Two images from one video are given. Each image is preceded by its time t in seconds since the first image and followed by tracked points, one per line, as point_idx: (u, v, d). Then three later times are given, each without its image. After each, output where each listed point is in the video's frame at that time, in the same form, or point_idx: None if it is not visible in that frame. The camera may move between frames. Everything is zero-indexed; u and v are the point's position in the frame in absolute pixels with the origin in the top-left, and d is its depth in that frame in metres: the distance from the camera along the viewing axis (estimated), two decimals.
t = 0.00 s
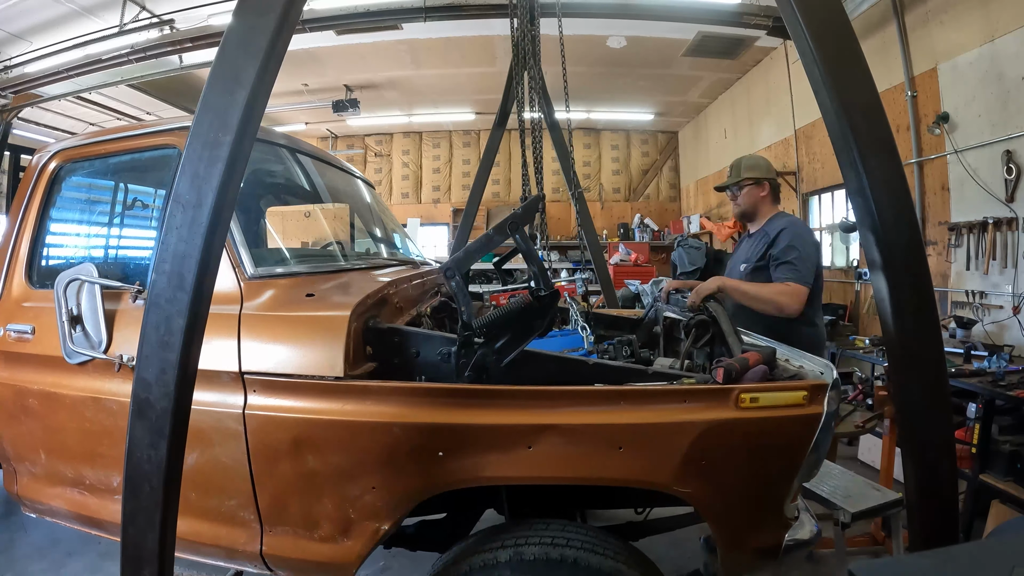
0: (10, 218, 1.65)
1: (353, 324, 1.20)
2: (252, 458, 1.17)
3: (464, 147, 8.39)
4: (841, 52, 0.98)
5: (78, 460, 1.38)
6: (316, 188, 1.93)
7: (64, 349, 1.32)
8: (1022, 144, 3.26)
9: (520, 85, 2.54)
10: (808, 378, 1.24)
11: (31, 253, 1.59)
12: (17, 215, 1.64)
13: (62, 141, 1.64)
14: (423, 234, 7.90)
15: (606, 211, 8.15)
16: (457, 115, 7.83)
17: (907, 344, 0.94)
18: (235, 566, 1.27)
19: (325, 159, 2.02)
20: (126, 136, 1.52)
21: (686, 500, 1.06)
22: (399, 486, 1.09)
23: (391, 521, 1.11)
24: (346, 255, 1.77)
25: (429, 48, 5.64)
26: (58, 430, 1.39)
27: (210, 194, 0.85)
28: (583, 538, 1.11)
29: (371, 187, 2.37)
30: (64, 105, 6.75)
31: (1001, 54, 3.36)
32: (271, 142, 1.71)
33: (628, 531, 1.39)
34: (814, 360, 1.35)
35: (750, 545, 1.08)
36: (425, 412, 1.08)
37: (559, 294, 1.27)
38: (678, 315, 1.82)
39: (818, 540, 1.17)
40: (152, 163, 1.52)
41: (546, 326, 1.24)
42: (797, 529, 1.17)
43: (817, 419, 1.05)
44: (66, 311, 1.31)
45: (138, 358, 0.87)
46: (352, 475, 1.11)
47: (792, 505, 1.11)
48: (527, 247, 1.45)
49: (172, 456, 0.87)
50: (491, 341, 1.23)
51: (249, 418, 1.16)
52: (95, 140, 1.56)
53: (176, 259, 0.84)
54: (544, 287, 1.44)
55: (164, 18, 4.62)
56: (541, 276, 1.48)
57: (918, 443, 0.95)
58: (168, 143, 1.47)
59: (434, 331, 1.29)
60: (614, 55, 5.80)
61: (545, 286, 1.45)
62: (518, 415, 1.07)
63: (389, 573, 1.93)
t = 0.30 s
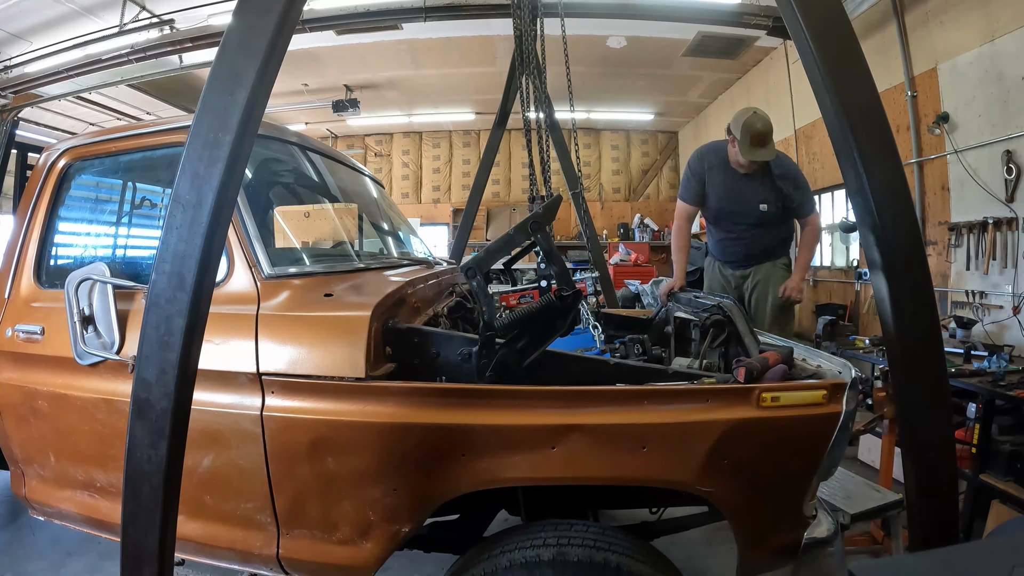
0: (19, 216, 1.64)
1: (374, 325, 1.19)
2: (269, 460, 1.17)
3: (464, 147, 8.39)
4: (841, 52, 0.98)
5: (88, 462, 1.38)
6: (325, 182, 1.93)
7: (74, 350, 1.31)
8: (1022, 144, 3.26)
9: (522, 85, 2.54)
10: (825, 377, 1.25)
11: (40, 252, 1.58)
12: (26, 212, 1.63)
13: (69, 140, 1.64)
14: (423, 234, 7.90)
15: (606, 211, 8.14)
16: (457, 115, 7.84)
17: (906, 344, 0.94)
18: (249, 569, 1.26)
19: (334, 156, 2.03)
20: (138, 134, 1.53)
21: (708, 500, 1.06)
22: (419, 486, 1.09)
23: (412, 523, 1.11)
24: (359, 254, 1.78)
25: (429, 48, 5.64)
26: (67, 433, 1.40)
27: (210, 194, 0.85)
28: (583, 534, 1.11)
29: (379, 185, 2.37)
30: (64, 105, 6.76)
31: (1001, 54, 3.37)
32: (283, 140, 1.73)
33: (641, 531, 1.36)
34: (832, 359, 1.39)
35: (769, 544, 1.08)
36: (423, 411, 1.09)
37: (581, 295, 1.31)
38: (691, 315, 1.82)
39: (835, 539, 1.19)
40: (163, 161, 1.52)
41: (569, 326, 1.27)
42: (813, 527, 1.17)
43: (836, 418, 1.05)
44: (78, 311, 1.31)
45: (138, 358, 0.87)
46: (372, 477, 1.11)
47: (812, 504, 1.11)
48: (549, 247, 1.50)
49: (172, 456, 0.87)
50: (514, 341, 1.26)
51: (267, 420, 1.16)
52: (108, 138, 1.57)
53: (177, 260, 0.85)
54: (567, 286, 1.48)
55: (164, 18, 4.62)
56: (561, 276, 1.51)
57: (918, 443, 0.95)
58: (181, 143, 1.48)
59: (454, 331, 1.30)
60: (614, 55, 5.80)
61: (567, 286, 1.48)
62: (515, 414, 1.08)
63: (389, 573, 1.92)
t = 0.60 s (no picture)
0: (18, 215, 1.64)
1: (373, 324, 1.19)
2: (269, 460, 1.17)
3: (464, 147, 8.39)
4: (841, 51, 0.98)
5: (88, 462, 1.38)
6: (325, 183, 1.93)
7: (74, 350, 1.31)
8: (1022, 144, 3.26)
9: (520, 86, 2.54)
10: (825, 377, 1.25)
11: (40, 252, 1.58)
12: (25, 213, 1.63)
13: (69, 140, 1.63)
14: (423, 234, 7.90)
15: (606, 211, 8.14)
16: (457, 115, 7.84)
17: (907, 343, 0.94)
18: (249, 569, 1.26)
19: (334, 157, 2.03)
20: (138, 134, 1.53)
21: (708, 500, 1.06)
22: (418, 486, 1.10)
23: (412, 523, 1.11)
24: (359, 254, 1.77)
25: (429, 48, 5.64)
26: (68, 433, 1.40)
27: (210, 194, 0.85)
28: (583, 534, 1.11)
29: (379, 184, 2.37)
30: (64, 105, 6.76)
31: (1001, 54, 3.37)
32: (283, 140, 1.72)
33: (642, 531, 1.36)
34: (832, 359, 1.39)
35: (769, 544, 1.08)
36: (422, 411, 1.09)
37: (581, 295, 1.32)
38: (693, 315, 1.82)
39: (835, 539, 1.16)
40: (163, 161, 1.52)
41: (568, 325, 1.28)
42: (813, 526, 1.15)
43: (836, 417, 1.05)
44: (78, 311, 1.31)
45: (137, 358, 0.87)
46: (372, 477, 1.11)
47: (811, 504, 1.11)
48: (549, 247, 1.50)
49: (172, 456, 0.87)
50: (513, 340, 1.26)
51: (267, 420, 1.16)
52: (109, 138, 1.56)
53: (176, 259, 0.85)
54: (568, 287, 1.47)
55: (164, 18, 4.62)
56: (561, 276, 1.51)
57: (919, 443, 0.95)
58: (180, 143, 1.48)
59: (454, 331, 1.30)
60: (614, 55, 5.80)
61: (567, 287, 1.47)
62: (514, 414, 1.08)
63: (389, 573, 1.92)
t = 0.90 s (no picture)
0: (18, 215, 1.64)
1: (373, 324, 1.19)
2: (269, 460, 1.17)
3: (464, 147, 8.39)
4: (841, 51, 0.98)
5: (89, 463, 1.38)
6: (324, 183, 1.93)
7: (73, 350, 1.30)
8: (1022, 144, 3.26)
9: (519, 85, 2.53)
10: (825, 377, 1.25)
11: (40, 252, 1.58)
12: (25, 213, 1.63)
13: (69, 140, 1.63)
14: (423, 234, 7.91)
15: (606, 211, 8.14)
16: (457, 115, 7.84)
17: (907, 344, 0.94)
18: (249, 569, 1.26)
19: (334, 157, 2.03)
20: (138, 134, 1.53)
21: (708, 500, 1.06)
22: (418, 487, 1.10)
23: (412, 523, 1.11)
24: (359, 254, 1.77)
25: (429, 48, 5.64)
26: (68, 433, 1.40)
27: (210, 194, 0.85)
28: (583, 534, 1.11)
29: (379, 184, 2.37)
30: (64, 105, 6.75)
31: (1001, 54, 3.37)
32: (283, 140, 1.72)
33: (642, 531, 1.36)
34: (831, 359, 1.39)
35: (770, 543, 1.08)
36: (422, 411, 1.09)
37: (580, 295, 1.31)
38: (693, 315, 1.82)
39: (835, 539, 1.16)
40: (163, 161, 1.52)
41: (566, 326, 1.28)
42: (813, 526, 1.15)
43: (836, 417, 1.05)
44: (78, 311, 1.31)
45: (137, 358, 0.87)
46: (372, 477, 1.11)
47: (811, 504, 1.11)
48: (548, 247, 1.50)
49: (172, 456, 0.87)
50: (513, 341, 1.26)
51: (266, 420, 1.16)
52: (108, 138, 1.56)
53: (177, 259, 0.85)
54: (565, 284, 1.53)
55: (164, 18, 4.62)
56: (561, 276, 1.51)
57: (919, 443, 0.95)
58: (179, 143, 1.48)
59: (454, 331, 1.30)
60: (614, 55, 5.80)
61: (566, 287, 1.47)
62: (513, 414, 1.08)
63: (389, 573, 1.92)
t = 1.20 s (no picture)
0: (18, 215, 1.64)
1: (372, 324, 1.19)
2: (269, 460, 1.17)
3: (464, 147, 8.38)
4: (841, 51, 0.98)
5: (88, 463, 1.38)
6: (324, 183, 1.93)
7: (73, 350, 1.30)
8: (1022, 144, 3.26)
9: (520, 85, 2.54)
10: (825, 377, 1.25)
11: (40, 252, 1.59)
12: (25, 213, 1.63)
13: (69, 140, 1.63)
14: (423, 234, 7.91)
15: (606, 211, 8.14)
16: (457, 115, 7.84)
17: (907, 343, 0.94)
18: (249, 569, 1.26)
19: (334, 157, 2.03)
20: (138, 134, 1.53)
21: (708, 500, 1.06)
22: (418, 487, 1.09)
23: (411, 523, 1.11)
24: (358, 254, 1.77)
25: (429, 48, 5.64)
26: (68, 433, 1.40)
27: (210, 194, 0.85)
28: (582, 534, 1.11)
29: (379, 184, 2.37)
30: (64, 105, 6.76)
31: (1001, 54, 3.37)
32: (283, 140, 1.72)
33: (642, 531, 1.36)
34: (831, 359, 1.39)
35: (770, 544, 1.08)
36: (422, 411, 1.09)
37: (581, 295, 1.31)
38: (693, 314, 1.82)
39: (834, 539, 1.17)
40: (163, 161, 1.52)
41: (566, 325, 1.27)
42: (813, 526, 1.15)
43: (836, 418, 1.05)
44: (78, 311, 1.31)
45: (137, 358, 0.87)
46: (372, 477, 1.11)
47: (812, 504, 1.11)
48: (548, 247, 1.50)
49: (172, 455, 0.87)
50: (513, 340, 1.26)
51: (266, 420, 1.16)
52: (108, 138, 1.56)
53: (176, 259, 0.85)
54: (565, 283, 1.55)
55: (164, 18, 4.63)
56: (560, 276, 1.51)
57: (919, 444, 0.95)
58: (179, 143, 1.48)
59: (454, 331, 1.30)
60: (614, 55, 5.80)
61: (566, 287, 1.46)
62: (513, 414, 1.08)
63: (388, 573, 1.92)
